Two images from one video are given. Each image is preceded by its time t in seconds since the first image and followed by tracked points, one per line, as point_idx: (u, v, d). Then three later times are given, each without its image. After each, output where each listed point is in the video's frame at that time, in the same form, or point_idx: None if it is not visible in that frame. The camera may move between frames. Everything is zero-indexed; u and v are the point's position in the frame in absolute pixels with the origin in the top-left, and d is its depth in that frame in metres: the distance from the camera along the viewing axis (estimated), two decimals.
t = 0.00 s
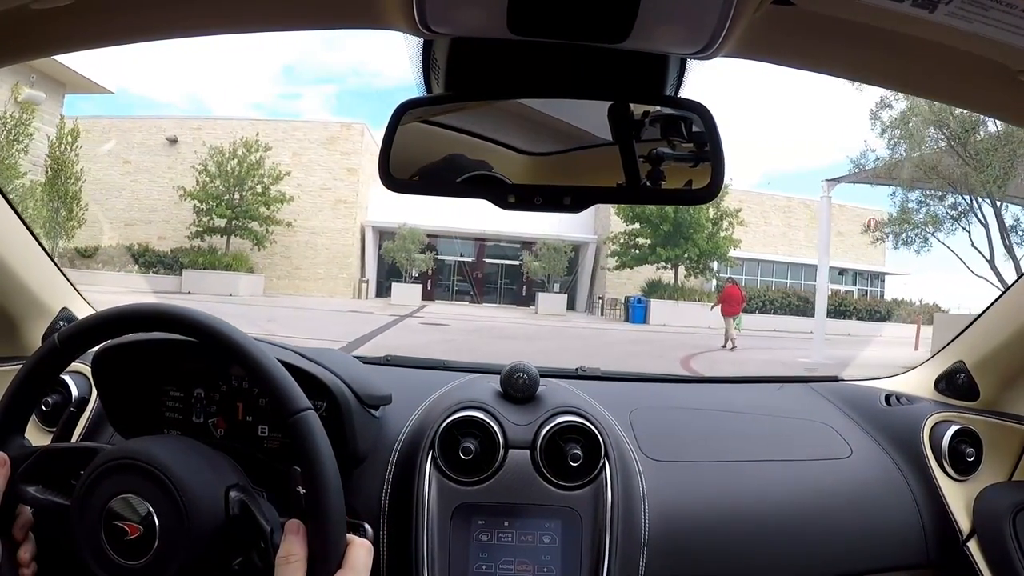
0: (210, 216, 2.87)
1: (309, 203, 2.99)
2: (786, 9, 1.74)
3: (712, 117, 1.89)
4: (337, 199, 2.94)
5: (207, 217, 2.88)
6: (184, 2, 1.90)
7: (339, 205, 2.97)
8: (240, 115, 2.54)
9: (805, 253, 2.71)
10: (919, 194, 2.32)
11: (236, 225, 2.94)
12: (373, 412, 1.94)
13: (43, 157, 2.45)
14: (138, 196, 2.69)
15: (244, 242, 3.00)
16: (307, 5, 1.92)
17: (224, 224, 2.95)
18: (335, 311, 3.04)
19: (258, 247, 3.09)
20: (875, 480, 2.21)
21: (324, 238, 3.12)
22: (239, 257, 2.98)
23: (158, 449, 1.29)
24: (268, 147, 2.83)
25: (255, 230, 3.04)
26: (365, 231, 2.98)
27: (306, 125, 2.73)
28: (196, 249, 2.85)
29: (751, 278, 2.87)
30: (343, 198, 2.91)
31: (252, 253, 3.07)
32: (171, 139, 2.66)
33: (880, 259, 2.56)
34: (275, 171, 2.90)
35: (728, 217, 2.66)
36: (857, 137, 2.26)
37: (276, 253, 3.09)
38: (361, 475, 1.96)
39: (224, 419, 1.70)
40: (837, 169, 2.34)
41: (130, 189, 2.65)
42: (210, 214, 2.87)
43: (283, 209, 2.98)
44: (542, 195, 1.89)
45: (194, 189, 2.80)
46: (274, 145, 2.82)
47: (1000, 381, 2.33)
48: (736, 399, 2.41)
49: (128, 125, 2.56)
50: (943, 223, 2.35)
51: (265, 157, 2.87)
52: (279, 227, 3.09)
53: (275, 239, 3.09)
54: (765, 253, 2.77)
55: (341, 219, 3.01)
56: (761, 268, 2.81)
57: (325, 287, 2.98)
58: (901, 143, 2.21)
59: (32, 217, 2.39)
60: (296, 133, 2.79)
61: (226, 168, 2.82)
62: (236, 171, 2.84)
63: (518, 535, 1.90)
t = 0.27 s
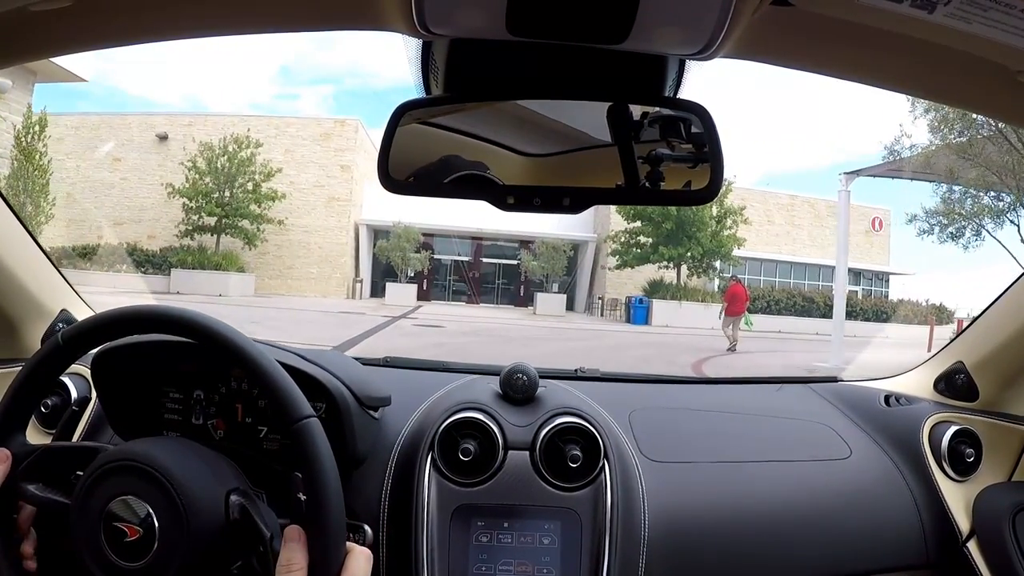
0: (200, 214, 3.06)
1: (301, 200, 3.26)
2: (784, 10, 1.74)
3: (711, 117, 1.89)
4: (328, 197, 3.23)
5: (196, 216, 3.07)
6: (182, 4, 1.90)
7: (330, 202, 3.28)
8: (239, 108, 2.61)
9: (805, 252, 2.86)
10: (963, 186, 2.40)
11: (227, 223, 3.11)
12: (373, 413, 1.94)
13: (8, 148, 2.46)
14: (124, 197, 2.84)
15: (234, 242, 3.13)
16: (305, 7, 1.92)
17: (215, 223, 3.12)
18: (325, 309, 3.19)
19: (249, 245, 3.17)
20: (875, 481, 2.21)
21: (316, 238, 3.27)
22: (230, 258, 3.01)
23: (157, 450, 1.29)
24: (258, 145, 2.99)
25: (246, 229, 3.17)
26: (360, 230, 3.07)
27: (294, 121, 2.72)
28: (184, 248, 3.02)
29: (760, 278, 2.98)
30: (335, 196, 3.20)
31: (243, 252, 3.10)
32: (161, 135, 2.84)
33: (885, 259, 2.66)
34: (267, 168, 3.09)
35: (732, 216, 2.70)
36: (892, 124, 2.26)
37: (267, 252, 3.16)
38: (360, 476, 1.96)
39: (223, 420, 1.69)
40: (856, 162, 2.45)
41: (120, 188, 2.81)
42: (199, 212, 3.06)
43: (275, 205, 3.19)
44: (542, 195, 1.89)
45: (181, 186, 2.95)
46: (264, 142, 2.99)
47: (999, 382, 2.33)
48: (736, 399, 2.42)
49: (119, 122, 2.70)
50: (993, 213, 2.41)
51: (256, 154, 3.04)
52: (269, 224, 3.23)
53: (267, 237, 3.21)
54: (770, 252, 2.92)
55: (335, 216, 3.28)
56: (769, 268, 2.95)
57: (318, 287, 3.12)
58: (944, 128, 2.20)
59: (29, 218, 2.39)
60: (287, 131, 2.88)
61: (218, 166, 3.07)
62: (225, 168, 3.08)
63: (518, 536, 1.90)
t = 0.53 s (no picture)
0: (188, 210, 2.90)
1: (291, 196, 3.01)
2: (784, 9, 1.74)
3: (711, 118, 1.89)
4: (322, 194, 3.06)
5: (186, 213, 2.90)
6: (181, 3, 1.90)
7: (323, 201, 3.08)
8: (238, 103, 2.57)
9: (808, 250, 2.81)
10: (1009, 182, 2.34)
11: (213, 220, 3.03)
12: (372, 413, 1.94)
13: None
14: (113, 195, 2.69)
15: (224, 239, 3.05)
16: (303, 7, 1.92)
17: (204, 219, 3.00)
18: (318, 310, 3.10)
19: (241, 243, 3.09)
20: (875, 481, 2.21)
21: (310, 234, 3.17)
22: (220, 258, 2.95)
23: (157, 450, 1.29)
24: (249, 140, 2.85)
25: (237, 226, 3.09)
26: (353, 226, 3.15)
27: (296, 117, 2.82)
28: (173, 245, 2.87)
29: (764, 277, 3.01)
30: (328, 193, 3.03)
31: (234, 251, 3.04)
32: (149, 131, 2.62)
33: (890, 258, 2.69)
34: (258, 164, 2.95)
35: (737, 213, 2.57)
36: (910, 116, 2.23)
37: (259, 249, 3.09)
38: (359, 476, 1.96)
39: (222, 420, 1.69)
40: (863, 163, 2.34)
41: (110, 186, 2.69)
42: (187, 209, 2.90)
43: (267, 201, 3.00)
44: (541, 195, 1.88)
45: (171, 183, 2.80)
46: (256, 138, 2.82)
47: (999, 383, 2.33)
48: (735, 399, 2.42)
49: (110, 118, 2.59)
50: None
51: (246, 149, 2.91)
52: (262, 221, 3.12)
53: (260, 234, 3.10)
54: (773, 250, 2.86)
55: (327, 215, 3.10)
56: (774, 268, 2.93)
57: (310, 287, 3.09)
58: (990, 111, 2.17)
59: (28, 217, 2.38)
60: (281, 126, 2.82)
61: (208, 161, 2.88)
62: (215, 162, 2.90)
63: (517, 536, 1.90)
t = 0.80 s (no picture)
0: (179, 208, 3.23)
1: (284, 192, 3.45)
2: (784, 10, 1.74)
3: (710, 120, 1.90)
4: (315, 192, 3.29)
5: (175, 211, 3.23)
6: (181, 4, 1.90)
7: (315, 198, 3.30)
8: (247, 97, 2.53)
9: (812, 248, 3.15)
10: None
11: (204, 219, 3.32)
12: (372, 414, 1.94)
13: None
14: (103, 193, 2.79)
15: (213, 236, 3.36)
16: (302, 8, 1.92)
17: (194, 217, 3.31)
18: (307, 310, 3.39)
19: (230, 240, 3.36)
20: (875, 482, 2.21)
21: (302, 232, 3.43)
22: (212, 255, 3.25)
23: (156, 450, 1.29)
24: (240, 136, 3.16)
25: (227, 223, 3.35)
26: (347, 223, 3.40)
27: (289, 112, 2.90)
28: (162, 242, 3.10)
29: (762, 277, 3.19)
30: (320, 190, 3.21)
31: (224, 249, 3.38)
32: (138, 126, 2.70)
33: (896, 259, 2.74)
34: (250, 160, 3.31)
35: (742, 211, 2.57)
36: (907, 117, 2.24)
37: (251, 248, 3.33)
38: (359, 476, 1.96)
39: (221, 421, 1.70)
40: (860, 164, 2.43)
41: (98, 183, 2.76)
42: (178, 207, 3.23)
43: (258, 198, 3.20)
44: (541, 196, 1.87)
45: (161, 180, 3.14)
46: (247, 134, 3.13)
47: (998, 384, 2.32)
48: (735, 400, 2.42)
49: (96, 114, 2.54)
50: None
51: (238, 145, 3.24)
52: (253, 219, 3.30)
53: (254, 233, 3.27)
54: (780, 247, 3.16)
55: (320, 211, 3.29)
56: (776, 266, 3.26)
57: (303, 287, 3.30)
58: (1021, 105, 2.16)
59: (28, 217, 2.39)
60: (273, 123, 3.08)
61: (198, 158, 3.25)
62: (205, 159, 3.26)
63: (517, 537, 1.90)
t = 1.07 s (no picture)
0: (169, 205, 3.18)
1: (275, 190, 3.41)
2: (783, 9, 1.74)
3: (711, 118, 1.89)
4: (308, 187, 3.31)
5: (164, 208, 3.14)
6: (180, 4, 1.90)
7: (309, 195, 3.34)
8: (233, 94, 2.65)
9: (814, 247, 3.06)
10: None
11: (195, 216, 3.32)
12: (371, 413, 1.94)
13: None
14: (92, 190, 2.84)
15: (203, 234, 3.34)
16: (301, 7, 1.92)
17: (185, 215, 3.27)
18: (295, 309, 3.31)
19: (222, 238, 3.35)
20: (875, 481, 2.21)
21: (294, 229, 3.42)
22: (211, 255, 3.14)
23: (157, 450, 1.29)
24: (230, 132, 3.24)
25: (217, 220, 3.35)
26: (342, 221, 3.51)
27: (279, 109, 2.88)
28: (151, 239, 3.00)
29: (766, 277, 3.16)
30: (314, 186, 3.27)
31: (216, 247, 3.30)
32: (130, 123, 2.88)
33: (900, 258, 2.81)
34: (241, 156, 3.33)
35: (744, 208, 2.57)
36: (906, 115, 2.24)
37: (241, 246, 3.28)
38: (359, 475, 1.96)
39: (221, 420, 1.68)
40: (863, 163, 2.39)
41: (87, 179, 2.78)
42: (168, 203, 3.17)
43: (250, 195, 3.27)
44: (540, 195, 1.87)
45: (150, 176, 3.14)
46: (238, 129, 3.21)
47: (999, 383, 2.32)
48: (735, 399, 2.42)
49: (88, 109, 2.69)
50: None
51: (228, 141, 3.31)
52: (244, 217, 3.35)
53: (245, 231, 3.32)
54: (783, 249, 3.10)
55: (313, 208, 3.37)
56: (777, 266, 3.19)
57: (296, 286, 3.42)
58: None
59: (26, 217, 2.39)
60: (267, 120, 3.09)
61: (188, 153, 3.32)
62: (196, 155, 3.35)
63: (517, 536, 1.90)
